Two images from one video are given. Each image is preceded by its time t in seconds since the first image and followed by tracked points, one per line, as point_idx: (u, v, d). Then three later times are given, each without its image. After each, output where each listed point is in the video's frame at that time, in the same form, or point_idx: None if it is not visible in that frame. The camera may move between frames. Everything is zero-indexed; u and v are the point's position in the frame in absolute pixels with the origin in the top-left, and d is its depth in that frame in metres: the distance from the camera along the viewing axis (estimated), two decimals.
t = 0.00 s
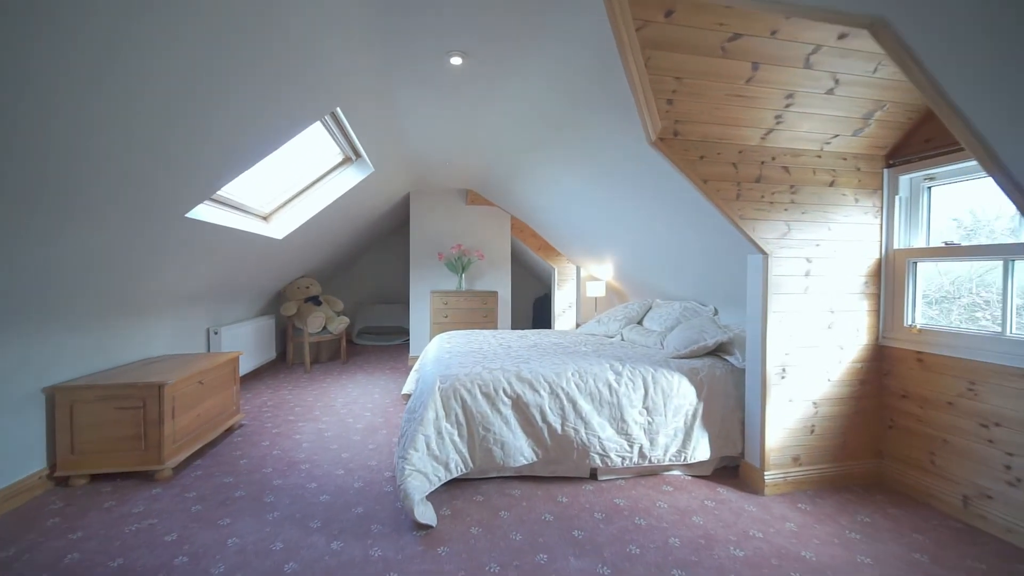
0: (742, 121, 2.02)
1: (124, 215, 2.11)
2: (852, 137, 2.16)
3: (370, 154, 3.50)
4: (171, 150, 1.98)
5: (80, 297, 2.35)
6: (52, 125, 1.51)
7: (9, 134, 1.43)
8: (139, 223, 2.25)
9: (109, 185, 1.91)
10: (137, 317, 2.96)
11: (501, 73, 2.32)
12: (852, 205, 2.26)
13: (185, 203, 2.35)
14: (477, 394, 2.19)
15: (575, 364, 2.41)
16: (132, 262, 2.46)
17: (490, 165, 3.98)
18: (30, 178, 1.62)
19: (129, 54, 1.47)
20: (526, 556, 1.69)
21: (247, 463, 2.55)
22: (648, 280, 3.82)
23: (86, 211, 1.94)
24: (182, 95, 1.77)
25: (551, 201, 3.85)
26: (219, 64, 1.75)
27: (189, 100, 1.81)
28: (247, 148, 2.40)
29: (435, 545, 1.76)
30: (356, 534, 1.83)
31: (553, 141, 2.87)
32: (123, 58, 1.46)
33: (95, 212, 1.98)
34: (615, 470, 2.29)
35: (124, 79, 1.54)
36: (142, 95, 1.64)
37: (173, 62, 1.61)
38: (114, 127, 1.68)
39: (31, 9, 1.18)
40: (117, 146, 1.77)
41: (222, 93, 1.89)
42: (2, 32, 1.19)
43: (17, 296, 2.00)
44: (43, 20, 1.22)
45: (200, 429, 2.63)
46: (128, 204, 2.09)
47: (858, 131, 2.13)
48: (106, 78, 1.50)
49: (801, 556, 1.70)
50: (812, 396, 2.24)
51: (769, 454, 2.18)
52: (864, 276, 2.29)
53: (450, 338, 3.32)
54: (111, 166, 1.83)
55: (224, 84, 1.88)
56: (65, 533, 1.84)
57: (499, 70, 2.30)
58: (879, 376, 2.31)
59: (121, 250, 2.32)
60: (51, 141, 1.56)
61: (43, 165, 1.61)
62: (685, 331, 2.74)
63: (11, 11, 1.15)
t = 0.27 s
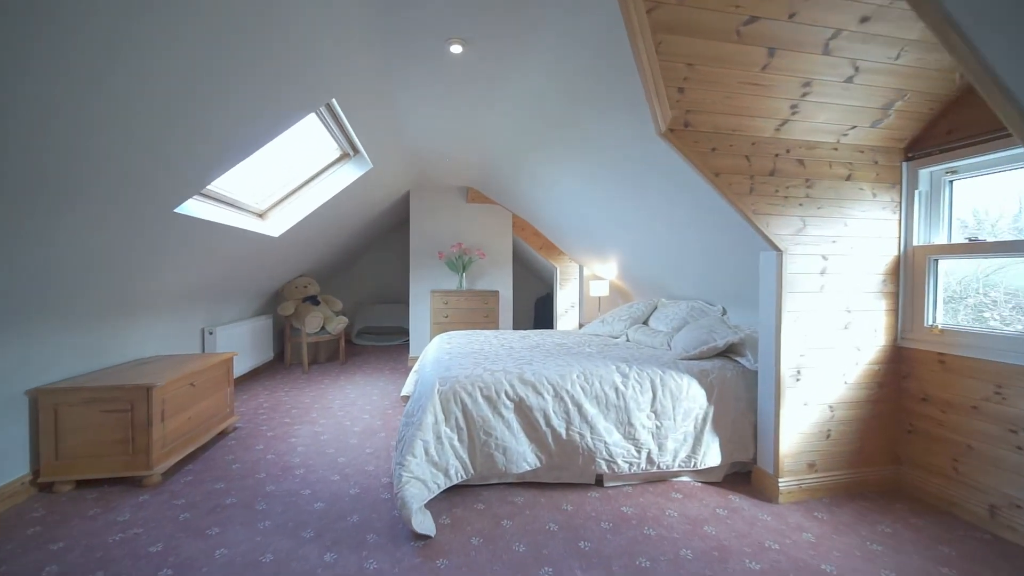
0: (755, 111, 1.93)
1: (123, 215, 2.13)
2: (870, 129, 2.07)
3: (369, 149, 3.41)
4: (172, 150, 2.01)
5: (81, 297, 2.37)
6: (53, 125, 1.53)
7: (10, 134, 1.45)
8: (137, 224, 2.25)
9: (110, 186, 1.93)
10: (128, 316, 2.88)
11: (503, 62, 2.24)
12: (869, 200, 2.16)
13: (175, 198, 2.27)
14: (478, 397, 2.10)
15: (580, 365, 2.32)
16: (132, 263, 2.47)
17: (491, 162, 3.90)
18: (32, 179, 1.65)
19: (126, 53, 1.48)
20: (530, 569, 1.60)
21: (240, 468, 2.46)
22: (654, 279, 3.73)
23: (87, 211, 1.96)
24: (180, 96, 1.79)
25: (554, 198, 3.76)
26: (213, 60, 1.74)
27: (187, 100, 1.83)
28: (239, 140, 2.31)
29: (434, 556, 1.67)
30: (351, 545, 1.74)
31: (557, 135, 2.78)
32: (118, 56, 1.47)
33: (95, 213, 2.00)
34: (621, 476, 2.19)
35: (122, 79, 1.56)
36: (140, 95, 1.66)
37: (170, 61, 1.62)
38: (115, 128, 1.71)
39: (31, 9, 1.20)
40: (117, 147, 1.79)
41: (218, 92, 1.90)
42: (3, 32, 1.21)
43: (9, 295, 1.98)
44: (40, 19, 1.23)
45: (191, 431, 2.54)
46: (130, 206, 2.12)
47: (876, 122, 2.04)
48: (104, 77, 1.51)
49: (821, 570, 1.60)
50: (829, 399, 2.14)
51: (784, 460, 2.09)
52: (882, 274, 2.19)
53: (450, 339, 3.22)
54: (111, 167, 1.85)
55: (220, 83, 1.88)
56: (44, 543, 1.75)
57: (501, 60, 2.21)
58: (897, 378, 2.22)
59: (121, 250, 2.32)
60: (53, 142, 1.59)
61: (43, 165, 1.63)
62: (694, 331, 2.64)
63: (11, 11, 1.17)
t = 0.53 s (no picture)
0: (770, 99, 1.83)
1: (123, 216, 2.10)
2: (890, 119, 1.97)
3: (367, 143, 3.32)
4: (172, 150, 1.97)
5: (74, 296, 2.34)
6: (51, 124, 1.50)
7: (9, 134, 1.42)
8: (133, 223, 2.21)
9: (110, 188, 1.91)
10: (117, 314, 2.78)
11: (506, 51, 2.14)
12: (889, 193, 2.07)
13: (164, 192, 2.18)
14: (479, 398, 2.01)
15: (585, 366, 2.22)
16: (121, 259, 2.38)
17: (492, 159, 3.81)
18: (30, 180, 1.62)
19: (125, 50, 1.44)
20: None
21: (231, 472, 2.37)
22: (660, 276, 3.64)
23: (86, 212, 1.92)
24: (179, 94, 1.75)
25: (558, 193, 3.66)
26: (208, 55, 1.69)
27: (186, 99, 1.78)
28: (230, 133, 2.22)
29: (432, 568, 1.58)
30: (345, 555, 1.65)
31: (561, 127, 2.69)
32: (115, 52, 1.43)
33: (95, 213, 1.97)
34: (629, 482, 2.10)
35: (120, 77, 1.52)
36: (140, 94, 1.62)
37: (168, 58, 1.58)
38: (116, 129, 1.67)
39: (31, 9, 1.17)
40: (117, 148, 1.76)
41: (217, 89, 1.86)
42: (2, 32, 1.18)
43: (5, 295, 1.96)
44: (37, 16, 1.20)
45: (181, 434, 2.45)
46: (129, 206, 2.08)
47: (897, 111, 1.94)
48: (102, 76, 1.47)
49: None
50: (846, 401, 2.04)
51: (799, 464, 1.99)
52: (901, 270, 2.10)
53: (450, 339, 3.13)
54: (111, 168, 1.82)
55: (219, 80, 1.84)
56: (21, 554, 1.66)
57: (503, 48, 2.11)
58: (915, 379, 2.13)
59: (110, 246, 2.24)
60: (51, 142, 1.55)
61: (42, 166, 1.60)
62: (703, 330, 2.55)
63: (11, 11, 1.14)
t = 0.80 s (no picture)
0: (787, 86, 1.74)
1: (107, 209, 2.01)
2: (913, 106, 1.87)
3: (365, 137, 3.22)
4: (166, 146, 1.95)
5: (59, 293, 2.25)
6: (38, 115, 1.48)
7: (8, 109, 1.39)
8: (122, 219, 2.14)
9: (99, 180, 1.86)
10: (104, 313, 2.68)
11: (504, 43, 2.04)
12: (911, 185, 1.97)
13: (152, 183, 2.10)
14: (481, 402, 1.91)
15: (591, 367, 2.13)
16: (107, 256, 2.28)
17: (493, 155, 3.71)
18: (18, 176, 1.60)
19: (111, 41, 1.41)
20: None
21: (222, 478, 2.27)
22: (666, 274, 3.54)
23: (77, 208, 1.90)
24: (170, 90, 1.72)
25: (561, 189, 3.57)
26: (197, 46, 1.62)
27: (178, 95, 1.76)
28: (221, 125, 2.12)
29: None
30: (338, 569, 1.55)
31: (566, 120, 2.59)
32: (100, 42, 1.39)
33: (87, 210, 1.95)
34: (637, 489, 2.00)
35: (109, 68, 1.49)
36: (129, 87, 1.60)
37: (157, 51, 1.54)
38: (106, 123, 1.65)
39: None
40: (109, 143, 1.74)
41: (211, 86, 1.83)
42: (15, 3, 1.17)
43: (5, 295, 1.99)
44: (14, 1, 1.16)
45: (171, 439, 2.35)
46: (123, 203, 2.07)
47: (921, 99, 1.84)
48: (90, 67, 1.45)
49: None
50: (866, 405, 1.95)
51: (817, 471, 1.89)
52: (923, 267, 2.00)
53: (450, 339, 3.03)
54: (101, 164, 1.80)
55: (211, 71, 1.77)
56: None
57: (502, 40, 2.01)
58: (938, 380, 2.03)
59: (95, 241, 2.14)
60: (39, 135, 1.53)
61: (29, 161, 1.58)
62: (713, 330, 2.45)
63: None
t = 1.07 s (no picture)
0: (806, 75, 1.65)
1: (93, 206, 1.92)
2: (935, 97, 1.79)
3: (362, 133, 3.13)
4: (163, 143, 1.91)
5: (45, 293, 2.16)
6: (32, 119, 1.43)
7: None
8: (108, 216, 2.05)
9: (81, 177, 1.75)
10: (94, 314, 2.60)
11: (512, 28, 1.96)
12: (932, 179, 1.88)
13: (135, 180, 1.98)
14: (483, 406, 1.82)
15: (598, 369, 2.04)
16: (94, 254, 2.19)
17: (494, 151, 3.63)
18: (13, 178, 1.56)
19: (105, 38, 1.36)
20: None
21: (213, 485, 2.18)
22: (671, 274, 3.45)
23: (75, 211, 1.86)
24: (166, 86, 1.67)
25: (564, 187, 3.48)
26: (186, 34, 1.54)
27: (175, 90, 1.71)
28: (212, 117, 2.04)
29: None
30: None
31: (570, 114, 2.51)
32: (97, 40, 1.35)
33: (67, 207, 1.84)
34: (646, 497, 1.92)
35: (104, 68, 1.45)
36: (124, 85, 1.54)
37: (154, 47, 1.49)
38: (102, 124, 1.61)
39: None
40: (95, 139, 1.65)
41: (208, 79, 1.78)
42: None
43: None
44: None
45: (160, 444, 2.26)
46: (109, 201, 1.97)
47: (944, 89, 1.76)
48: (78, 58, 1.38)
49: None
50: (886, 409, 1.86)
51: (835, 479, 1.81)
52: (945, 265, 1.91)
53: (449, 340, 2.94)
54: (98, 165, 1.76)
55: (203, 62, 1.69)
56: None
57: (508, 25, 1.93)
58: (960, 384, 1.94)
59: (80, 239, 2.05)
60: (33, 139, 1.49)
61: (24, 164, 1.54)
62: (724, 331, 2.36)
63: None
